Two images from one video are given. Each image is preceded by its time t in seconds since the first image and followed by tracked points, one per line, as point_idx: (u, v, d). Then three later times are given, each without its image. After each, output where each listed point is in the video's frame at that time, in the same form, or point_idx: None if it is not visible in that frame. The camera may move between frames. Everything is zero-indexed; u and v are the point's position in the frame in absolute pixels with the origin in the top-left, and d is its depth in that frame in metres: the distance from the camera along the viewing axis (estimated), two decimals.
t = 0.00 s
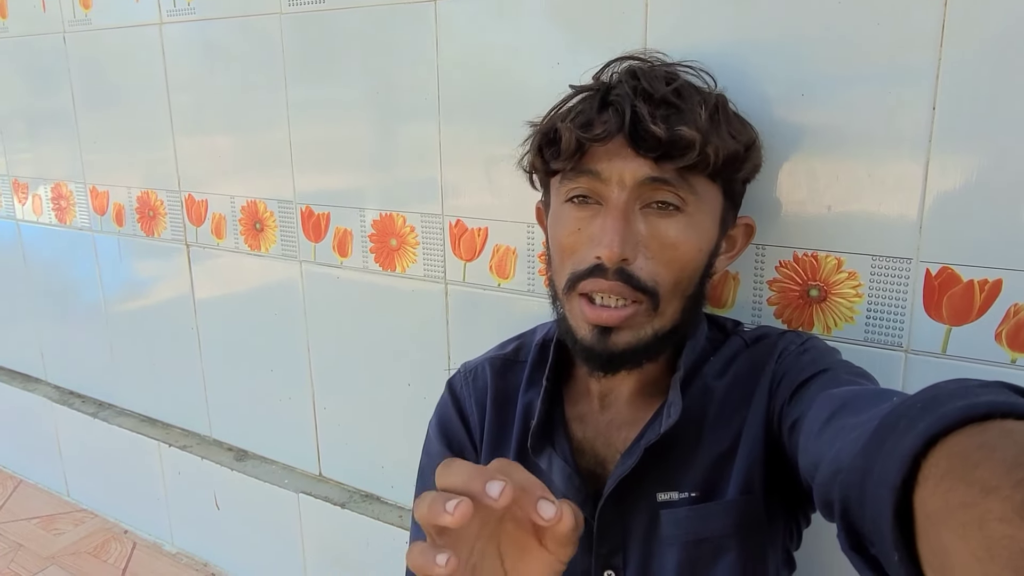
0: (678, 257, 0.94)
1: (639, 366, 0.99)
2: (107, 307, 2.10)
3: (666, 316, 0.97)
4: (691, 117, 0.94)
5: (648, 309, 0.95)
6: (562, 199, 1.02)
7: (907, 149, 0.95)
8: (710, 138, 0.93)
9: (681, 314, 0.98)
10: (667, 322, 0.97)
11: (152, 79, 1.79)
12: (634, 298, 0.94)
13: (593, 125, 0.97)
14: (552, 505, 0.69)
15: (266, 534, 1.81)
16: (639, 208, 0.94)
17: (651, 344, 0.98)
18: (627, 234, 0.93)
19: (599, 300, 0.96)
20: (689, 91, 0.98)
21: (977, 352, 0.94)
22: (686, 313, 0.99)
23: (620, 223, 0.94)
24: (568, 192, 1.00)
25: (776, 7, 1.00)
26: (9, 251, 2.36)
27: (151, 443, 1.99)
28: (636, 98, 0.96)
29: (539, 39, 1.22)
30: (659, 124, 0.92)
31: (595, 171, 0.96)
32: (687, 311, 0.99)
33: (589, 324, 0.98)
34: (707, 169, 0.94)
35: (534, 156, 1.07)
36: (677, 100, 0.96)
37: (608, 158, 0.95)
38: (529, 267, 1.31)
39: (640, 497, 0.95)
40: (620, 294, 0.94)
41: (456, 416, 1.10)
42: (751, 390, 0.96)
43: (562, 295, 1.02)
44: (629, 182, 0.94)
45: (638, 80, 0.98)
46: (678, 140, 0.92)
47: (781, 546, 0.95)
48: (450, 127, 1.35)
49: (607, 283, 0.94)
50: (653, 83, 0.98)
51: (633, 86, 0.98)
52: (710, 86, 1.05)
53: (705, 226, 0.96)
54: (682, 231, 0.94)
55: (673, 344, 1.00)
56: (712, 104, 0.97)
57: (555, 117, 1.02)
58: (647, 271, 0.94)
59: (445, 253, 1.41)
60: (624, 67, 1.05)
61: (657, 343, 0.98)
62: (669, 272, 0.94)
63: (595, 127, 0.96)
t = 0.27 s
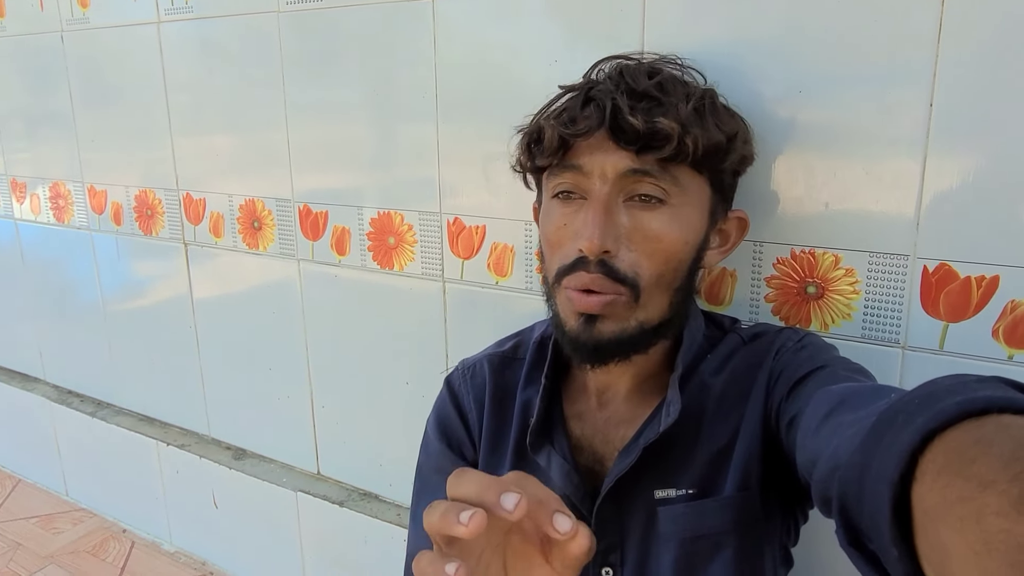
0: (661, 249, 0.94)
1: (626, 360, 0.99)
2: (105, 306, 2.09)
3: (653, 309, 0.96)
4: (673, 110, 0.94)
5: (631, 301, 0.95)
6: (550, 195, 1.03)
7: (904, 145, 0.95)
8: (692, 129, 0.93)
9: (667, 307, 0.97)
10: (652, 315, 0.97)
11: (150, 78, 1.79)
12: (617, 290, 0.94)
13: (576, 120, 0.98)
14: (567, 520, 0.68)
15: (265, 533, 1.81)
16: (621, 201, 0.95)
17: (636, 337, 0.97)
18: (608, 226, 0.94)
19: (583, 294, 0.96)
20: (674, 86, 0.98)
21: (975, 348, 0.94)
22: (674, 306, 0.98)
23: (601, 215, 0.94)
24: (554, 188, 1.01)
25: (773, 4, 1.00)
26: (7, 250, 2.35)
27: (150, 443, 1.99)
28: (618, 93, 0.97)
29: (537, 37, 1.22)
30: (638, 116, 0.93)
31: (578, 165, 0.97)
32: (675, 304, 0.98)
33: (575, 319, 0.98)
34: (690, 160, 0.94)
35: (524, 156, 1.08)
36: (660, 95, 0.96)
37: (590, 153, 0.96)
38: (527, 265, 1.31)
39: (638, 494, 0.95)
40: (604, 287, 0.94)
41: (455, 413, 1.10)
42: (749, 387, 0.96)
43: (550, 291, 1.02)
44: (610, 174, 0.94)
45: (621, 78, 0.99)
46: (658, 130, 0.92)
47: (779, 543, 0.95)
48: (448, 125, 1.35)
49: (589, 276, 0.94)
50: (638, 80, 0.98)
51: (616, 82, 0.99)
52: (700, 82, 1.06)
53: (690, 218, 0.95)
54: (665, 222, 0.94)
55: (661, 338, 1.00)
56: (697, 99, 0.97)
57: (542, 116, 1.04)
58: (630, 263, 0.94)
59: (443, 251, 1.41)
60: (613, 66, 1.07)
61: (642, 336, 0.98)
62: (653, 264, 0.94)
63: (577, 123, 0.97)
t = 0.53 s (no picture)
0: (645, 242, 0.95)
1: (616, 356, 0.99)
2: (106, 305, 2.10)
3: (640, 303, 0.96)
4: (653, 104, 0.95)
5: (618, 295, 0.95)
6: (539, 193, 1.04)
7: (899, 141, 0.96)
8: (672, 122, 0.94)
9: (656, 300, 0.98)
10: (641, 309, 0.97)
11: (151, 76, 1.80)
12: (603, 284, 0.95)
13: (560, 119, 0.99)
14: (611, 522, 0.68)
15: (265, 530, 1.81)
16: (605, 196, 0.96)
17: (625, 331, 0.97)
18: (591, 220, 0.95)
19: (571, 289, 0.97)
20: (657, 81, 0.99)
21: (968, 342, 0.94)
22: (663, 300, 0.98)
23: (584, 210, 0.95)
24: (542, 186, 1.03)
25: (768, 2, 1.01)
26: (9, 249, 2.36)
27: (151, 441, 2.00)
28: (600, 91, 0.98)
29: (534, 35, 1.22)
30: (615, 113, 0.94)
31: (562, 162, 0.98)
32: (664, 298, 0.98)
33: (565, 315, 0.99)
34: (672, 152, 0.94)
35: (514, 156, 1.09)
36: (643, 90, 0.97)
37: (573, 149, 0.97)
38: (525, 262, 1.32)
39: (634, 489, 0.96)
40: (589, 281, 0.95)
41: (453, 409, 1.11)
42: (744, 383, 0.96)
43: (541, 288, 1.03)
44: (593, 170, 0.96)
45: (604, 75, 1.01)
46: (636, 125, 0.92)
47: (773, 537, 0.95)
48: (447, 123, 1.35)
49: (575, 270, 0.95)
50: (621, 76, 0.99)
51: (599, 80, 1.00)
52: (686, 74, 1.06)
53: (675, 212, 0.96)
54: (648, 216, 0.95)
55: (651, 333, 1.00)
56: (680, 93, 0.98)
57: (529, 116, 1.05)
58: (615, 257, 0.94)
59: (442, 248, 1.41)
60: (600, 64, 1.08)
61: (632, 330, 0.98)
62: (638, 257, 0.95)
63: (561, 121, 0.99)
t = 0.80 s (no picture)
0: (641, 243, 0.95)
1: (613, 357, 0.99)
2: (110, 306, 2.11)
3: (637, 303, 0.97)
4: (646, 105, 0.95)
5: (614, 296, 0.95)
6: (535, 196, 1.05)
7: (900, 141, 0.95)
8: (665, 123, 0.94)
9: (653, 300, 0.98)
10: (637, 309, 0.97)
11: (153, 78, 1.80)
12: (599, 286, 0.95)
13: (554, 122, 1.00)
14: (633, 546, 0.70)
15: (269, 530, 1.82)
16: (600, 198, 0.96)
17: (622, 332, 0.97)
18: (586, 223, 0.95)
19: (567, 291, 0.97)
20: (651, 82, 0.99)
21: (970, 342, 0.94)
22: (660, 300, 0.98)
23: (579, 213, 0.96)
24: (539, 188, 1.03)
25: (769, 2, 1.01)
26: (13, 251, 2.37)
27: (155, 441, 2.01)
28: (593, 93, 0.98)
29: (535, 35, 1.23)
30: (606, 116, 0.94)
31: (557, 165, 0.99)
32: (661, 298, 0.98)
33: (562, 317, 0.99)
34: (665, 153, 0.94)
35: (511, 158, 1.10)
36: (636, 91, 0.97)
37: (566, 152, 0.98)
38: (526, 262, 1.32)
39: (636, 490, 0.96)
40: (585, 284, 0.95)
41: (455, 409, 1.11)
42: (746, 383, 0.96)
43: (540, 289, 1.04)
44: (587, 172, 0.96)
45: (597, 77, 1.01)
46: (628, 128, 0.92)
47: (776, 537, 0.96)
48: (448, 124, 1.35)
49: (570, 273, 0.96)
50: (614, 78, 0.99)
51: (592, 82, 1.00)
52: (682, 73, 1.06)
53: (670, 212, 0.96)
54: (643, 217, 0.95)
55: (649, 333, 1.00)
56: (674, 93, 0.98)
57: (524, 119, 1.06)
58: (611, 259, 0.95)
59: (444, 248, 1.42)
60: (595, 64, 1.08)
61: (628, 331, 0.98)
62: (634, 259, 0.95)
63: (555, 124, 0.99)
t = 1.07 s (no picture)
0: (636, 239, 0.95)
1: (611, 352, 0.99)
2: (115, 304, 2.12)
3: (635, 298, 0.97)
4: (636, 101, 0.95)
5: (610, 292, 0.95)
6: (532, 196, 1.05)
7: (903, 134, 0.96)
8: (657, 118, 0.94)
9: (651, 295, 0.98)
10: (635, 304, 0.97)
11: (158, 75, 1.81)
12: (595, 282, 0.95)
13: (547, 122, 1.00)
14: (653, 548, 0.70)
15: (274, 525, 1.83)
16: (595, 195, 0.96)
17: (620, 327, 0.98)
18: (581, 221, 0.95)
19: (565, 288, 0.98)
20: (642, 76, 0.98)
21: (975, 335, 0.94)
22: (658, 295, 0.99)
23: (574, 211, 0.96)
24: (535, 187, 1.04)
25: None
26: (19, 249, 2.39)
27: (161, 438, 2.02)
28: (584, 90, 0.98)
29: (538, 31, 1.23)
30: (596, 113, 0.94)
31: (551, 164, 0.99)
32: (659, 293, 0.99)
33: (559, 314, 1.00)
34: (657, 148, 0.94)
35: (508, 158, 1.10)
36: (627, 86, 0.97)
37: (559, 151, 0.98)
38: (530, 258, 1.32)
39: (640, 482, 0.96)
40: (581, 281, 0.96)
41: (460, 404, 1.11)
42: (750, 377, 0.97)
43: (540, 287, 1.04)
44: (580, 170, 0.96)
45: (588, 74, 1.01)
46: (618, 125, 0.93)
47: (780, 530, 0.96)
48: (452, 120, 1.36)
49: (567, 271, 0.96)
50: (605, 74, 0.99)
51: (583, 79, 1.00)
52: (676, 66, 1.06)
53: (665, 206, 0.96)
54: (637, 212, 0.95)
55: (649, 327, 1.00)
56: (666, 87, 0.98)
57: (519, 119, 1.06)
58: (607, 256, 0.95)
59: (448, 244, 1.42)
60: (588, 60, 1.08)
61: (627, 325, 0.98)
62: (630, 254, 0.95)
63: (547, 124, 0.99)
